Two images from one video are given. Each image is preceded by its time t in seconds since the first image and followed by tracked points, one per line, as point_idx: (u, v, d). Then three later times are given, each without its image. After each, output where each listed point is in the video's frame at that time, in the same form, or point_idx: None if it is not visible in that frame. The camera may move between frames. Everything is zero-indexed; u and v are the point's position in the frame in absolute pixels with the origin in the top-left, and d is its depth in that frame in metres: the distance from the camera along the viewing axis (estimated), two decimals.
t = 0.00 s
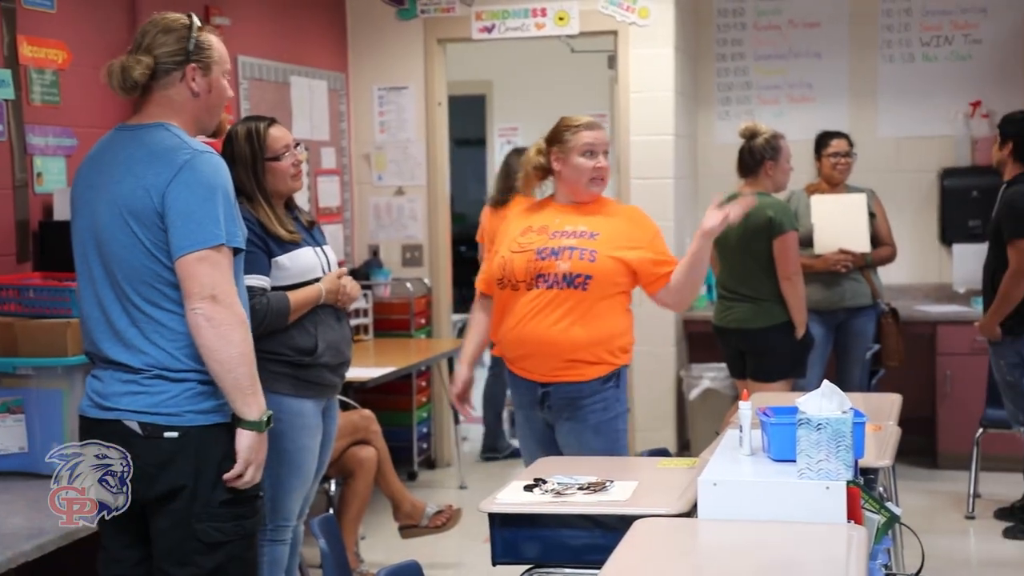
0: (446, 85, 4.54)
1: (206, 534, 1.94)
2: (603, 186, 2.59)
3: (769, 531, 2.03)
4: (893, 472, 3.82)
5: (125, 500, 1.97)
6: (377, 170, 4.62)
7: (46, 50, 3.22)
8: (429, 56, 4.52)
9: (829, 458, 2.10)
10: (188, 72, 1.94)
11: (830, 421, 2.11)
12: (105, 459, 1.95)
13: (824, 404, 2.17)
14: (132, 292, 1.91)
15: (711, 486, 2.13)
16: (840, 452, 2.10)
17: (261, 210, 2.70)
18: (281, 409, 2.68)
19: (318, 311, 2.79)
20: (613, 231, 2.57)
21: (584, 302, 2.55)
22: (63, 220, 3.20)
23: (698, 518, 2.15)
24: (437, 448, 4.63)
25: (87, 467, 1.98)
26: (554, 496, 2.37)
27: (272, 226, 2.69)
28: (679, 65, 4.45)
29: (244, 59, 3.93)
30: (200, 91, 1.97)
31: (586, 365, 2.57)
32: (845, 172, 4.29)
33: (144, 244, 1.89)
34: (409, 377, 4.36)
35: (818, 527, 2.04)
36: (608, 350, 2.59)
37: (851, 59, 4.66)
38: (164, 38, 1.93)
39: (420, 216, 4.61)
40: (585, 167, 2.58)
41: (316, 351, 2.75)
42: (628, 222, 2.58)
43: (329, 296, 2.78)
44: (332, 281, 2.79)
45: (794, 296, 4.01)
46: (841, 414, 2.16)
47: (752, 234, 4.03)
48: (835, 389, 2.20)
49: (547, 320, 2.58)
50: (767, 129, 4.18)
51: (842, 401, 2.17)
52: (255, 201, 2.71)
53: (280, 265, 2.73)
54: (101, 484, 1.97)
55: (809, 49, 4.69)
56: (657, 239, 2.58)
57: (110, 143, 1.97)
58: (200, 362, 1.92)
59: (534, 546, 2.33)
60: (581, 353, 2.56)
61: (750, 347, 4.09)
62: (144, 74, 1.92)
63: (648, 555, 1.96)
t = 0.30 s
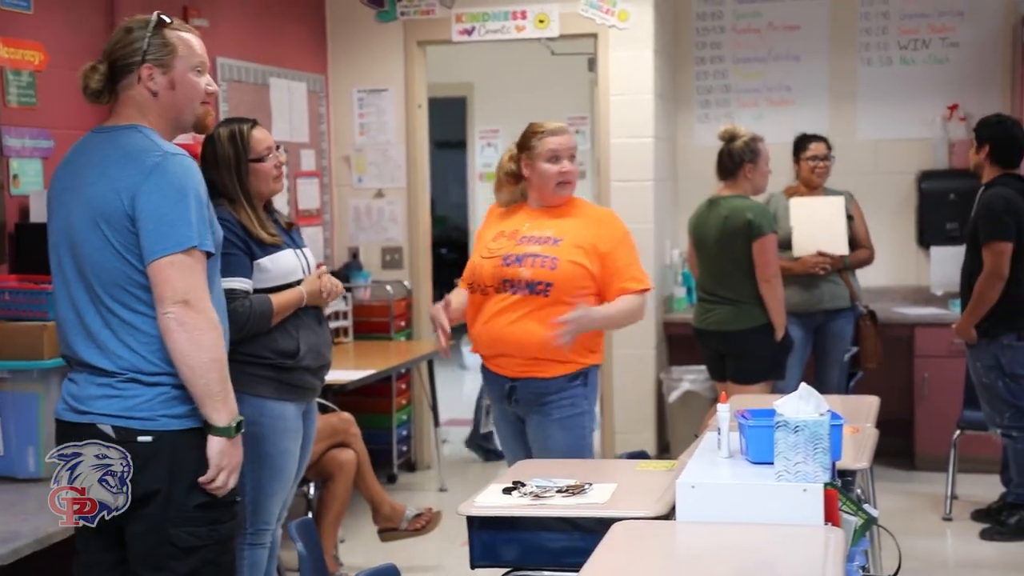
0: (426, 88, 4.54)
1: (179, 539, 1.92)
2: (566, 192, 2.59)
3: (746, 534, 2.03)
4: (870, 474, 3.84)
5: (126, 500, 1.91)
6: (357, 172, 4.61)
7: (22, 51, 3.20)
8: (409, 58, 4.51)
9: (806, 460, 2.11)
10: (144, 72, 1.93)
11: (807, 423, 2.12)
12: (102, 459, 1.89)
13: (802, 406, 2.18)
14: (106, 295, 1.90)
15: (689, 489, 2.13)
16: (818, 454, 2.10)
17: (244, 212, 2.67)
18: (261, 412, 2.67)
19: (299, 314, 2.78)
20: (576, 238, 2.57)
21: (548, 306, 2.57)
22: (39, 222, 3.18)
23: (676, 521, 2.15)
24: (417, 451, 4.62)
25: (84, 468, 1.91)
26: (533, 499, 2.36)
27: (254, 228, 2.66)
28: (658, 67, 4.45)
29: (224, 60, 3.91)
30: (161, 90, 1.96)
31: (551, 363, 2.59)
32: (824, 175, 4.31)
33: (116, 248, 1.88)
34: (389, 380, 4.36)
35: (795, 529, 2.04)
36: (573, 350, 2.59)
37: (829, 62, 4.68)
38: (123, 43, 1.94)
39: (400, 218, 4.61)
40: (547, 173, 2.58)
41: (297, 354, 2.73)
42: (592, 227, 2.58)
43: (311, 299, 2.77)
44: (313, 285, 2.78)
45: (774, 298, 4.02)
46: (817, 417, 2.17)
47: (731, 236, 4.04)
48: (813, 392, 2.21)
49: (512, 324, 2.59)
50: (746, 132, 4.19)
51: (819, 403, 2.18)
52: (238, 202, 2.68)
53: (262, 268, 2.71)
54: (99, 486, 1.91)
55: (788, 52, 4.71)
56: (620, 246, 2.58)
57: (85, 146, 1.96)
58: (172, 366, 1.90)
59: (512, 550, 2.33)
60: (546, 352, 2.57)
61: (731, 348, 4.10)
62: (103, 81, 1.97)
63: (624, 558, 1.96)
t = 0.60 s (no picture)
0: (402, 92, 4.53)
1: (147, 545, 1.90)
2: (514, 189, 2.65)
3: (718, 538, 2.03)
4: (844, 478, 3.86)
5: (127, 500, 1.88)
6: (332, 177, 4.60)
7: None
8: (384, 61, 4.51)
9: (779, 464, 2.12)
10: (114, 75, 1.92)
11: (780, 427, 2.13)
12: (103, 457, 1.87)
13: (774, 411, 2.19)
14: (73, 300, 1.89)
15: (662, 493, 2.14)
16: (790, 458, 2.12)
17: (221, 215, 2.68)
18: (241, 417, 2.64)
19: (280, 320, 2.80)
20: (522, 236, 2.62)
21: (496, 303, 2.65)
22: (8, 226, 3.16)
23: (650, 525, 2.16)
24: (392, 455, 4.61)
25: (83, 468, 1.87)
26: (507, 504, 2.36)
27: (232, 231, 2.67)
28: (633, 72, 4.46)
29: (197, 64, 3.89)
30: (131, 93, 1.94)
31: (508, 361, 2.66)
32: (798, 180, 4.33)
33: (81, 253, 1.87)
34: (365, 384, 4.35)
35: (768, 534, 2.05)
36: (529, 349, 2.64)
37: (803, 69, 4.71)
38: (94, 46, 1.93)
39: (376, 222, 4.60)
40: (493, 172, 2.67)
41: (275, 359, 2.73)
42: (540, 222, 2.62)
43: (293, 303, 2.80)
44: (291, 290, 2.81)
45: (749, 303, 4.03)
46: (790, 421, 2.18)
47: (706, 241, 4.05)
48: (786, 396, 2.23)
49: (467, 323, 2.70)
50: (721, 136, 4.21)
51: (791, 408, 2.21)
52: (215, 206, 2.69)
53: (240, 270, 2.73)
54: (101, 484, 1.87)
55: (763, 57, 4.73)
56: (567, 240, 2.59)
57: (55, 151, 1.95)
58: (137, 370, 1.88)
59: (486, 555, 2.33)
60: (498, 350, 2.65)
61: (705, 353, 4.10)
62: (73, 85, 1.95)
63: (595, 563, 1.96)
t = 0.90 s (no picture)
0: (375, 96, 4.52)
1: (112, 553, 1.86)
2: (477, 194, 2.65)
3: (690, 543, 2.03)
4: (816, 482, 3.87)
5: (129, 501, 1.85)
6: (305, 180, 4.57)
7: None
8: (358, 65, 4.50)
9: (751, 469, 2.11)
10: (84, 78, 1.89)
11: (752, 432, 2.13)
12: (105, 457, 1.84)
13: (745, 415, 2.19)
14: (39, 304, 1.86)
15: (635, 498, 2.13)
16: (762, 463, 2.11)
17: (195, 219, 2.65)
18: (213, 423, 2.61)
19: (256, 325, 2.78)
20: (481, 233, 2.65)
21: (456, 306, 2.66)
22: None
23: (623, 531, 2.15)
24: (365, 460, 4.59)
25: (83, 468, 1.83)
26: (479, 510, 2.35)
27: (207, 235, 2.65)
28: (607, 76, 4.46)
29: (169, 66, 3.85)
30: (100, 97, 1.91)
31: (478, 370, 2.66)
32: (772, 185, 4.34)
33: (47, 256, 1.84)
34: (338, 389, 4.32)
35: (739, 538, 2.04)
36: (497, 357, 2.63)
37: (776, 74, 4.72)
38: (63, 49, 1.90)
39: (349, 226, 4.58)
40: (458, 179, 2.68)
41: (248, 363, 2.71)
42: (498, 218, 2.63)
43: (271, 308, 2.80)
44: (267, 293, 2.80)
45: (722, 308, 4.04)
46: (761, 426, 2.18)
47: (679, 246, 4.05)
48: (757, 401, 2.23)
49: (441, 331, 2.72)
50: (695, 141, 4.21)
51: (763, 412, 2.20)
52: (188, 210, 2.66)
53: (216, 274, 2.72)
54: (102, 484, 1.83)
55: (736, 62, 4.74)
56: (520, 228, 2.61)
57: (24, 153, 1.92)
58: (103, 376, 1.85)
59: (458, 560, 2.31)
60: (468, 358, 2.66)
61: (679, 357, 4.10)
62: (43, 88, 1.92)
63: (567, 569, 1.94)
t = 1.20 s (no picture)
0: (345, 97, 4.51)
1: (81, 557, 1.85)
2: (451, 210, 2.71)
3: (659, 542, 2.03)
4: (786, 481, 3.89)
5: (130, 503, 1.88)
6: (275, 182, 4.56)
7: None
8: (327, 66, 4.48)
9: (719, 468, 2.13)
10: (49, 80, 1.87)
11: (720, 431, 2.14)
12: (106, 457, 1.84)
13: (715, 415, 2.21)
14: (4, 306, 1.84)
15: (605, 498, 2.13)
16: (731, 462, 2.13)
17: (164, 220, 2.63)
18: (182, 425, 2.60)
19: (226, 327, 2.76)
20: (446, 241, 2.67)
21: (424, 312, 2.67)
22: None
23: (592, 531, 2.15)
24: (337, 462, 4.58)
25: (83, 468, 1.83)
26: (449, 511, 2.35)
27: (177, 235, 2.64)
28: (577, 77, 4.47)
29: (137, 68, 3.83)
30: (66, 98, 1.89)
31: (447, 377, 2.66)
32: (743, 186, 4.34)
33: (11, 257, 1.81)
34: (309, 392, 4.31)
35: (708, 537, 2.05)
36: (464, 364, 2.63)
37: (746, 75, 4.74)
38: (28, 50, 1.88)
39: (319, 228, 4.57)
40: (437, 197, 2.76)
41: (219, 365, 2.68)
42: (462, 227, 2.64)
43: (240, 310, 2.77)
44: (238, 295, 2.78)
45: (692, 309, 4.04)
46: (730, 425, 2.19)
47: (649, 247, 4.06)
48: (725, 401, 2.25)
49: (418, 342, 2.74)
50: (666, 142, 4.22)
51: (732, 412, 2.23)
52: (157, 210, 2.64)
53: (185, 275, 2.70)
54: (102, 484, 1.83)
55: (706, 63, 4.76)
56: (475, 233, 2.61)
57: None
58: (69, 379, 1.83)
59: (428, 562, 2.31)
60: (438, 365, 2.66)
61: (650, 357, 4.11)
62: (7, 88, 1.91)
63: (535, 569, 1.94)
